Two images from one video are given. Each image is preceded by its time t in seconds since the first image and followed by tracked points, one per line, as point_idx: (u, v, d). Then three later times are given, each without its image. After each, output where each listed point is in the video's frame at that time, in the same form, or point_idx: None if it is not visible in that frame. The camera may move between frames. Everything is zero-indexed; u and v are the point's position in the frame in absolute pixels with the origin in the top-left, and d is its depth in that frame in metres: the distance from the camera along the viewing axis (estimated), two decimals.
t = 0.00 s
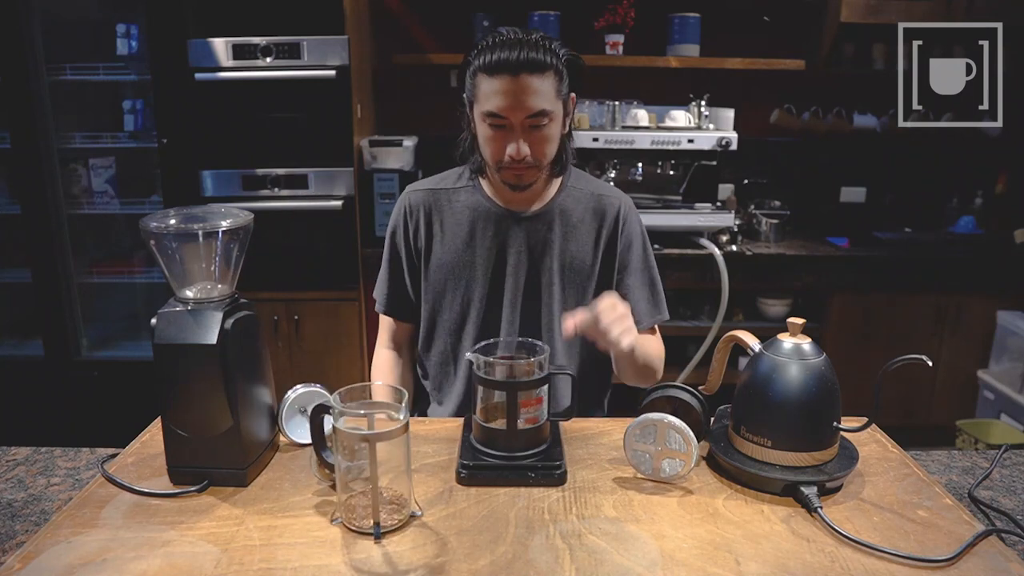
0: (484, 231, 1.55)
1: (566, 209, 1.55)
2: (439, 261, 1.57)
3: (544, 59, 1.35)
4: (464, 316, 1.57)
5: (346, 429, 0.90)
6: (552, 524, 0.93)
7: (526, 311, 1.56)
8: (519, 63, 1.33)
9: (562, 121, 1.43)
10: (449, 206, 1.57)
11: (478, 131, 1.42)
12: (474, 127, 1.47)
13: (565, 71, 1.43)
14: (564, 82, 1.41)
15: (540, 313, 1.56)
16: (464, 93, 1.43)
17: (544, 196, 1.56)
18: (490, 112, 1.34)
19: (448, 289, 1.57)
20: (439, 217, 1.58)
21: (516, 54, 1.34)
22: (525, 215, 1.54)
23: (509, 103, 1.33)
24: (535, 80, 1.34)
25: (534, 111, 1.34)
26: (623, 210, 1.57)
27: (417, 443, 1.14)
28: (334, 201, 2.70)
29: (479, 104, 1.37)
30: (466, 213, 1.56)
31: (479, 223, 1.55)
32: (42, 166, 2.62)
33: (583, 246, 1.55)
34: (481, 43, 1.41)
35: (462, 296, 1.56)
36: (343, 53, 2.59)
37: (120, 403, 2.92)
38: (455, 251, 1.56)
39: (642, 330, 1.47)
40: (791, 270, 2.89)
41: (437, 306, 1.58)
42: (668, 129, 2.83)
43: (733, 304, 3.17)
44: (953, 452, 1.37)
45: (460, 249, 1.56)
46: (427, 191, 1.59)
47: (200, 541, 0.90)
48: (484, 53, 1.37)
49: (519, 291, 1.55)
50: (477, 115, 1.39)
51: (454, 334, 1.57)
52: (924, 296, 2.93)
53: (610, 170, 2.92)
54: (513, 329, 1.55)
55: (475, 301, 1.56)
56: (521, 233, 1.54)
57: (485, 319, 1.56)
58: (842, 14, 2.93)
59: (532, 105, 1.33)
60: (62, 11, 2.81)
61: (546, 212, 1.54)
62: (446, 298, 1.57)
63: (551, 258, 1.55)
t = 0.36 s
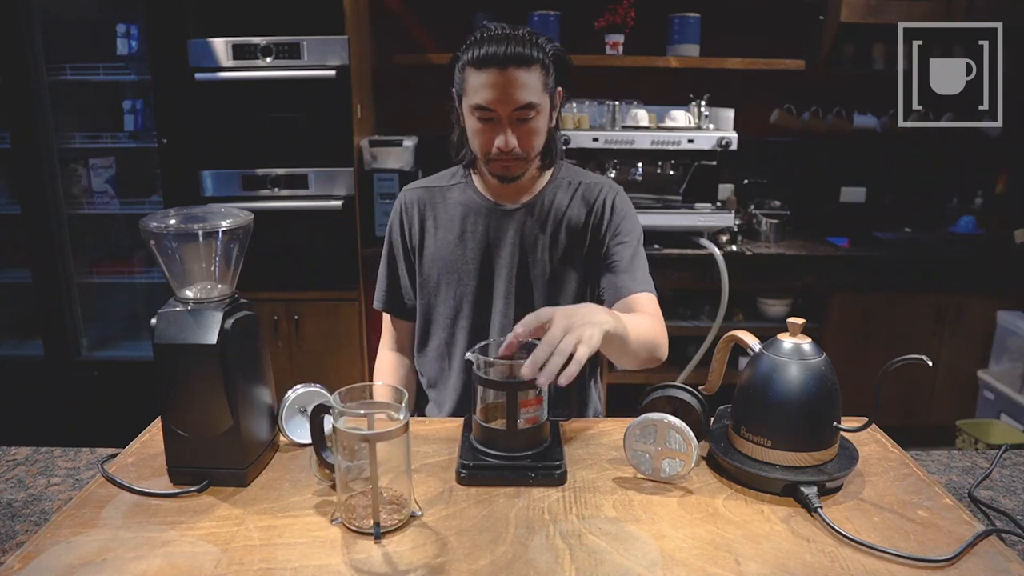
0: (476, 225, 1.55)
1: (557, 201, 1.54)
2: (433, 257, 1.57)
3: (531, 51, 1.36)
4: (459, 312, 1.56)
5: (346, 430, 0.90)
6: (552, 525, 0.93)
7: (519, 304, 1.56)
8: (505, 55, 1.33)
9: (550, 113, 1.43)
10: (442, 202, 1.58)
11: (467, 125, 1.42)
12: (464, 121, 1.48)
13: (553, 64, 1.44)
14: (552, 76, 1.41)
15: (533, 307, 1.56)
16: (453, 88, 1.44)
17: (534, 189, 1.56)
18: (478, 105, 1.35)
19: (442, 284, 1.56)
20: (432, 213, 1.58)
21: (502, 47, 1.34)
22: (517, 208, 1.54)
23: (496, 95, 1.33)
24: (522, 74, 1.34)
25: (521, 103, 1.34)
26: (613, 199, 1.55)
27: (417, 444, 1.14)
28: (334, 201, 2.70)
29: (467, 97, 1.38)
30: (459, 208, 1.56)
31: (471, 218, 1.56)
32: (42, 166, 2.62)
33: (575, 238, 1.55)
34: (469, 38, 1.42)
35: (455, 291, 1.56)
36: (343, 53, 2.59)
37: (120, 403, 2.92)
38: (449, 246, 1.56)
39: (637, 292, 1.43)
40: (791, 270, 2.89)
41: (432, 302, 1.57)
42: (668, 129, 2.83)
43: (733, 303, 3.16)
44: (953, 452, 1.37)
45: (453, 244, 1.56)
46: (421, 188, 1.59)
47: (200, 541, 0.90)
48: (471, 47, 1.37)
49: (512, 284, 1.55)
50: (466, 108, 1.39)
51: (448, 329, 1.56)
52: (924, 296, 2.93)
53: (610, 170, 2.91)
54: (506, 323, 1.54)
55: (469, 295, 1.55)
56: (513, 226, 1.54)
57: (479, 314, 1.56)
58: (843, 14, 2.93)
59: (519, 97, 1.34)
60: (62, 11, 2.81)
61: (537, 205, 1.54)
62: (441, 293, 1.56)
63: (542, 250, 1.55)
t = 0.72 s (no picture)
0: (472, 227, 1.55)
1: (552, 201, 1.55)
2: (430, 258, 1.57)
3: (521, 55, 1.35)
4: (456, 313, 1.56)
5: (345, 430, 0.90)
6: (552, 524, 0.93)
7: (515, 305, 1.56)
8: (494, 60, 1.33)
9: (541, 115, 1.43)
10: (437, 204, 1.58)
11: (459, 129, 1.42)
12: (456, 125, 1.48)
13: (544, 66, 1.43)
14: (543, 78, 1.41)
15: (528, 308, 1.56)
16: (445, 92, 1.44)
17: (529, 190, 1.56)
18: (469, 111, 1.35)
19: (440, 286, 1.56)
20: (428, 215, 1.58)
21: (491, 52, 1.34)
22: (512, 209, 1.54)
23: (487, 101, 1.33)
24: (512, 78, 1.34)
25: (512, 107, 1.34)
26: (608, 197, 1.55)
27: (418, 444, 1.14)
28: (334, 201, 2.70)
29: (458, 102, 1.37)
30: (454, 209, 1.56)
31: (466, 220, 1.56)
32: (42, 166, 2.62)
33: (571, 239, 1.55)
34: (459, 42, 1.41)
35: (453, 292, 1.56)
36: (343, 53, 2.59)
37: (120, 403, 2.92)
38: (445, 247, 1.56)
39: (633, 293, 1.42)
40: (791, 270, 2.89)
41: (430, 304, 1.57)
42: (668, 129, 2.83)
43: (733, 303, 3.17)
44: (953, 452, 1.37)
45: (449, 246, 1.56)
46: (416, 191, 1.59)
47: (200, 541, 0.90)
48: (460, 52, 1.37)
49: (509, 285, 1.55)
50: (458, 112, 1.39)
51: (446, 331, 1.56)
52: (924, 296, 2.93)
53: (610, 170, 2.92)
54: (503, 324, 1.54)
55: (465, 296, 1.56)
56: (508, 227, 1.54)
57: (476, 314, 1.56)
58: (843, 14, 2.93)
59: (510, 101, 1.33)
60: (62, 11, 2.81)
61: (532, 206, 1.54)
62: (438, 295, 1.56)
63: (539, 250, 1.55)
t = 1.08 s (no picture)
0: (474, 226, 1.55)
1: (556, 201, 1.55)
2: (433, 257, 1.57)
3: (532, 57, 1.35)
4: (458, 312, 1.56)
5: (346, 431, 0.89)
6: (552, 524, 0.93)
7: (516, 305, 1.56)
8: (505, 61, 1.33)
9: (549, 117, 1.43)
10: (440, 203, 1.58)
11: (466, 128, 1.42)
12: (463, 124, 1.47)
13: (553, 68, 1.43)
14: (552, 80, 1.41)
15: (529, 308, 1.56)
16: (453, 91, 1.43)
17: (533, 190, 1.56)
18: (477, 111, 1.34)
19: (442, 284, 1.56)
20: (431, 214, 1.58)
21: (503, 53, 1.33)
22: (516, 209, 1.54)
23: (496, 102, 1.33)
24: (522, 80, 1.33)
25: (521, 109, 1.34)
26: (612, 199, 1.55)
27: (418, 444, 1.14)
28: (334, 201, 2.70)
29: (467, 102, 1.37)
30: (458, 208, 1.56)
31: (469, 219, 1.55)
32: (42, 166, 2.62)
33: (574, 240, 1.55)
34: (468, 41, 1.41)
35: (455, 291, 1.56)
36: (343, 53, 2.59)
37: (120, 403, 2.92)
38: (447, 246, 1.56)
39: (634, 297, 1.42)
40: (791, 270, 2.89)
41: (432, 302, 1.57)
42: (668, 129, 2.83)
43: (733, 304, 3.17)
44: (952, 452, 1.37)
45: (452, 245, 1.56)
46: (419, 189, 1.59)
47: (200, 541, 0.90)
48: (470, 51, 1.37)
49: (511, 285, 1.55)
50: (465, 112, 1.39)
51: (448, 329, 1.56)
52: (924, 296, 2.93)
53: (610, 170, 2.92)
54: (504, 323, 1.54)
55: (467, 295, 1.56)
56: (511, 226, 1.54)
57: (478, 313, 1.56)
58: (842, 14, 2.93)
59: (520, 103, 1.33)
60: (62, 11, 2.81)
61: (535, 206, 1.54)
62: (440, 293, 1.57)
63: (541, 249, 1.55)
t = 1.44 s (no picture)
0: (478, 230, 1.55)
1: (560, 205, 1.55)
2: (436, 260, 1.57)
3: (538, 62, 1.35)
4: (462, 315, 1.56)
5: (345, 430, 0.89)
6: (552, 524, 0.93)
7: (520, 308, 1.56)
8: (512, 67, 1.33)
9: (554, 122, 1.43)
10: (444, 206, 1.57)
11: (471, 133, 1.41)
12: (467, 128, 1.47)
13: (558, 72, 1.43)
14: (557, 85, 1.41)
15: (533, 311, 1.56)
16: (458, 96, 1.43)
17: (538, 195, 1.56)
18: (483, 117, 1.34)
19: (445, 287, 1.56)
20: (435, 217, 1.58)
21: (509, 59, 1.33)
22: (520, 213, 1.54)
23: (501, 108, 1.32)
24: (528, 86, 1.33)
25: (527, 115, 1.34)
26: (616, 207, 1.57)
27: (418, 444, 1.14)
28: (334, 201, 2.70)
29: (472, 107, 1.37)
30: (461, 212, 1.56)
31: (473, 223, 1.55)
32: (42, 167, 2.62)
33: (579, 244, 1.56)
34: (473, 45, 1.41)
35: (458, 294, 1.56)
36: (343, 53, 2.59)
37: (120, 403, 2.92)
38: (451, 250, 1.56)
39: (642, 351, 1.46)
40: (791, 270, 2.89)
41: (435, 305, 1.58)
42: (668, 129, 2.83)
43: (733, 304, 3.17)
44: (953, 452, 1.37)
45: (455, 248, 1.56)
46: (422, 192, 1.59)
47: (200, 541, 0.90)
48: (476, 56, 1.36)
49: (515, 289, 1.55)
50: (471, 117, 1.39)
51: (451, 333, 1.57)
52: (924, 296, 2.93)
53: (610, 170, 2.92)
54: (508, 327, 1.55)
55: (470, 299, 1.56)
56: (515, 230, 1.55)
57: (482, 317, 1.56)
58: (842, 14, 2.93)
59: (526, 109, 1.33)
60: (62, 11, 2.81)
61: (540, 210, 1.54)
62: (444, 297, 1.57)
63: (545, 254, 1.55)
